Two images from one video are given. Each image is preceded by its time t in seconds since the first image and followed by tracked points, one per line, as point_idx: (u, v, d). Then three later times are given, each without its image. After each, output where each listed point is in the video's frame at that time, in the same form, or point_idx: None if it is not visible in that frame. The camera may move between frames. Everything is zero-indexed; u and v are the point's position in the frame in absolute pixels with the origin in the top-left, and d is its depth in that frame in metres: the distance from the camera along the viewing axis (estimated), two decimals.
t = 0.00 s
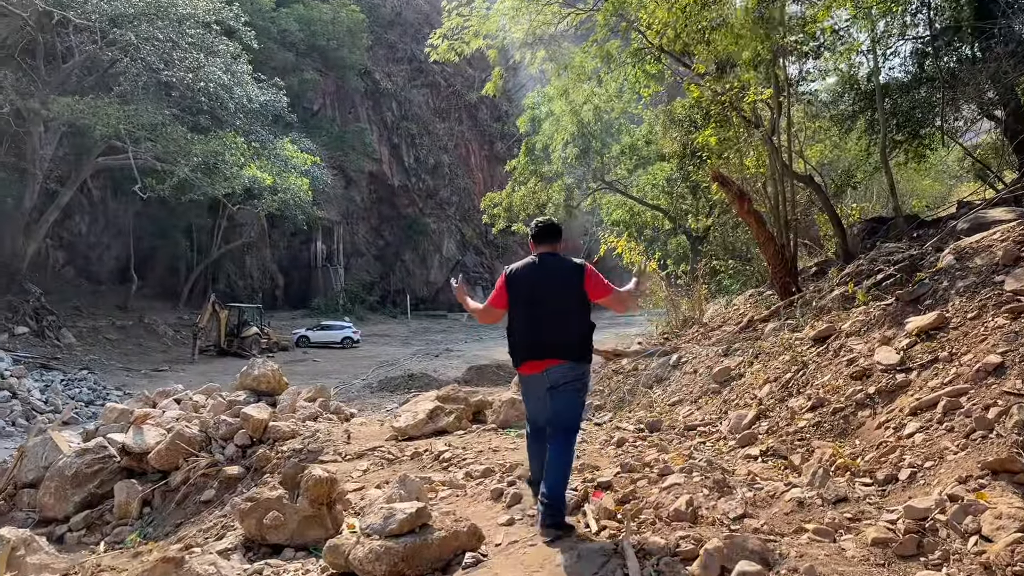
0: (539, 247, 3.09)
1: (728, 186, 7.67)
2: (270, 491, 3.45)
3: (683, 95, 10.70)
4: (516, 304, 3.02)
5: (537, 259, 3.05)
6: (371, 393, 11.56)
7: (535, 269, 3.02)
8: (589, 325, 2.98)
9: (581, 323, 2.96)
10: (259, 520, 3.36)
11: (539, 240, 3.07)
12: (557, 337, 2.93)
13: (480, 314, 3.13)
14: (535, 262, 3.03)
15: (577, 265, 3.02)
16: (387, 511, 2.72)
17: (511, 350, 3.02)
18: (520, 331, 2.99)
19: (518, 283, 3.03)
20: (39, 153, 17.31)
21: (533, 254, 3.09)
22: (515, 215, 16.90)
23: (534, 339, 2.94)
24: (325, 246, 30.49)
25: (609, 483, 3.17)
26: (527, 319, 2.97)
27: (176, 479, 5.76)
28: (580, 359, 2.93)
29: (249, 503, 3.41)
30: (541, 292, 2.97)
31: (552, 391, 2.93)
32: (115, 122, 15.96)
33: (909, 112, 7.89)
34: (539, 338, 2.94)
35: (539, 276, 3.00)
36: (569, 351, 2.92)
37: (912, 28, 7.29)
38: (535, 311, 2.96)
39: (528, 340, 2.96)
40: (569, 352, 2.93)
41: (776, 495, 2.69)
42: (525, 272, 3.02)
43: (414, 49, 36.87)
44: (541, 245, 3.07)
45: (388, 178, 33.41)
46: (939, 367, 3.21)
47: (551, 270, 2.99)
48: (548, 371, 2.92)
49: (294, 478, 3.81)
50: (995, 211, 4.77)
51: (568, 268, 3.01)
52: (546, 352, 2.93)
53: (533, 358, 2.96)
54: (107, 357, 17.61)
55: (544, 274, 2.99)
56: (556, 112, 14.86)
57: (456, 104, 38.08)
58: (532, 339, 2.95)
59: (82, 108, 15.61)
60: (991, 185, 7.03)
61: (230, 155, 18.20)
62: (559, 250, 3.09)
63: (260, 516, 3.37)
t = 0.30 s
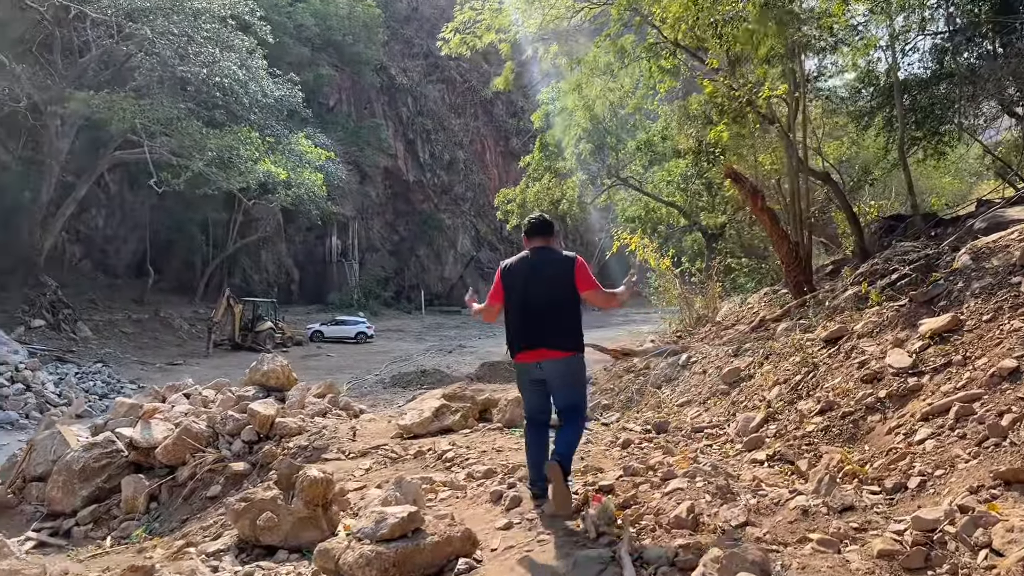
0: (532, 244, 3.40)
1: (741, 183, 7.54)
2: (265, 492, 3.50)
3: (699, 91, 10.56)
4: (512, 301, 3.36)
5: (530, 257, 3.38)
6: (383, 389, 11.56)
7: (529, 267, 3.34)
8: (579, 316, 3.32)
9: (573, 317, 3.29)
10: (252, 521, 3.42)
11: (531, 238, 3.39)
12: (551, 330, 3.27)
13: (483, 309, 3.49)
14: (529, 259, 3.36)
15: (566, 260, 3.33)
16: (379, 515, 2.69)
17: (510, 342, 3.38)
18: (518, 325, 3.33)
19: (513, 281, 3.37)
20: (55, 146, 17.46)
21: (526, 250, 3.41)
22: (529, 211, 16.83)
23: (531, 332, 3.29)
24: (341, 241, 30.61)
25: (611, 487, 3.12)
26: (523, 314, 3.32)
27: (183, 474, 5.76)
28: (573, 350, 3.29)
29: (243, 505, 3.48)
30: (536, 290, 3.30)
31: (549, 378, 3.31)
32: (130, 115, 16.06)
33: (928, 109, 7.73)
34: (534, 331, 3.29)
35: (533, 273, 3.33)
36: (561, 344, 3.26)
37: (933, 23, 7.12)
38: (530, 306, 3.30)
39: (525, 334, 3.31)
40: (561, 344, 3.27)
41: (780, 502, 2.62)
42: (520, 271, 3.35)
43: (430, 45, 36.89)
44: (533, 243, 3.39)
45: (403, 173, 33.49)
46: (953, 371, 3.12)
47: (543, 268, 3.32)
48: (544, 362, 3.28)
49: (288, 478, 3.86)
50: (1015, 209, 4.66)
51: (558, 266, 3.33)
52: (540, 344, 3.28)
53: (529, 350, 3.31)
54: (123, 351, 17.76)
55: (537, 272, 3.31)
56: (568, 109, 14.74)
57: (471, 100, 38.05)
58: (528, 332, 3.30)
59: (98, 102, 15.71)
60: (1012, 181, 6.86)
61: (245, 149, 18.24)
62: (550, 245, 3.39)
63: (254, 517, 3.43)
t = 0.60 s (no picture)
0: (546, 237, 3.34)
1: (768, 178, 7.38)
2: (266, 489, 3.54)
3: (729, 87, 10.40)
4: (523, 292, 3.30)
5: (543, 250, 3.31)
6: (409, 383, 11.60)
7: (542, 260, 3.28)
8: (589, 311, 3.26)
9: (583, 311, 3.24)
10: (252, 516, 3.44)
11: (544, 231, 3.31)
12: (561, 324, 3.21)
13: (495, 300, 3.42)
14: (542, 252, 3.29)
15: (580, 254, 3.27)
16: (374, 515, 2.67)
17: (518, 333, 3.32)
18: (527, 316, 3.27)
19: (525, 273, 3.30)
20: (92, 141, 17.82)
21: (539, 243, 3.35)
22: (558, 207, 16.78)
23: (540, 324, 3.23)
24: (372, 236, 30.85)
25: (619, 489, 3.05)
26: (533, 306, 3.26)
27: (204, 466, 5.84)
28: (583, 343, 3.23)
29: (243, 500, 3.51)
30: (547, 282, 3.24)
31: (557, 372, 3.25)
32: (165, 110, 16.32)
33: (967, 104, 7.48)
34: (544, 324, 3.23)
35: (545, 267, 3.27)
36: (570, 338, 3.20)
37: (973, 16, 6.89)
38: (541, 297, 3.24)
39: (534, 326, 3.25)
40: (570, 338, 3.21)
41: (790, 509, 2.55)
42: (532, 262, 3.29)
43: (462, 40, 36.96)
44: (546, 236, 3.32)
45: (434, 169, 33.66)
46: (977, 376, 3.01)
47: (555, 261, 3.25)
48: (553, 355, 3.22)
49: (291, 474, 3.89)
50: None
51: (570, 260, 3.26)
52: (550, 336, 3.22)
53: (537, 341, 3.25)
54: (156, 343, 18.12)
55: (549, 265, 3.25)
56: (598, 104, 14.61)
57: (503, 96, 38.02)
58: (537, 324, 3.24)
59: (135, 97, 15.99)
60: None
61: (276, 145, 18.41)
62: (564, 239, 3.33)
63: (254, 513, 3.46)
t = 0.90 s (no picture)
0: (586, 249, 3.27)
1: (813, 178, 7.15)
2: (288, 493, 3.58)
3: (777, 84, 10.14)
4: (561, 302, 3.25)
5: (584, 262, 3.26)
6: (451, 381, 11.63)
7: (583, 271, 3.23)
8: (625, 327, 3.23)
9: (620, 326, 3.21)
10: (273, 521, 3.50)
11: (585, 242, 3.26)
12: (598, 337, 3.17)
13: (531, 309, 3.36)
14: (583, 264, 3.24)
15: (619, 270, 3.22)
16: (388, 524, 2.64)
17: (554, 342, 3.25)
18: (565, 326, 3.21)
19: (564, 284, 3.25)
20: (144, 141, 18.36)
21: (579, 254, 3.29)
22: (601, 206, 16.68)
23: (578, 335, 3.18)
24: (416, 235, 31.13)
25: (645, 500, 2.98)
26: (571, 318, 3.21)
27: (241, 463, 5.95)
28: (618, 360, 3.19)
29: (265, 504, 3.57)
30: (587, 295, 3.19)
31: (591, 384, 3.21)
32: (214, 110, 16.73)
33: None
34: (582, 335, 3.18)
35: (586, 278, 3.22)
36: (609, 350, 3.16)
37: None
38: (579, 310, 3.20)
39: (571, 338, 3.20)
40: (608, 349, 3.17)
41: (821, 528, 2.47)
42: (572, 274, 3.24)
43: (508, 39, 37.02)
44: (587, 248, 3.26)
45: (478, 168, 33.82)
46: None
47: (596, 273, 3.21)
48: (588, 369, 3.18)
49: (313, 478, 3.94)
50: None
51: (611, 272, 3.22)
52: (587, 349, 3.18)
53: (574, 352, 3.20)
54: (206, 338, 18.62)
55: (589, 277, 3.20)
56: (642, 102, 14.39)
57: (548, 94, 37.92)
58: (576, 335, 3.19)
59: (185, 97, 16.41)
60: None
61: (322, 144, 18.68)
62: (603, 253, 3.27)
63: (275, 517, 3.51)
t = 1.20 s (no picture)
0: (626, 247, 3.36)
1: (860, 176, 6.86)
2: (310, 496, 3.57)
3: (825, 81, 9.87)
4: (602, 297, 3.31)
5: (624, 258, 3.34)
6: (491, 382, 11.59)
7: (624, 267, 3.30)
8: (665, 323, 3.30)
9: (660, 321, 3.27)
10: (294, 524, 3.47)
11: (626, 239, 3.35)
12: (639, 331, 3.23)
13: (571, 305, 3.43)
14: (624, 260, 3.32)
15: (658, 267, 3.31)
16: (406, 531, 2.63)
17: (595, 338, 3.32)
18: (606, 321, 3.29)
19: (606, 280, 3.33)
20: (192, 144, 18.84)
21: (619, 251, 3.37)
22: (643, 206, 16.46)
23: (620, 329, 3.25)
24: (458, 235, 31.29)
25: (677, 508, 2.88)
26: (613, 313, 3.27)
27: (278, 463, 6.08)
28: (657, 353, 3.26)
29: (286, 508, 3.54)
30: (628, 290, 3.27)
31: (631, 378, 3.27)
32: (260, 112, 17.07)
33: None
34: (622, 330, 3.25)
35: (627, 274, 3.30)
36: (649, 345, 3.22)
37: None
38: (620, 304, 3.27)
39: (612, 333, 3.27)
40: (648, 345, 3.23)
41: (860, 544, 2.35)
42: (613, 270, 3.32)
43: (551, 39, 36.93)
44: (628, 245, 3.35)
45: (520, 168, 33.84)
46: None
47: (637, 270, 3.29)
48: (630, 363, 3.24)
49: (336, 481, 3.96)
50: None
51: (651, 269, 3.30)
52: (628, 343, 3.24)
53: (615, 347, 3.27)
54: (251, 337, 19.01)
55: (630, 273, 3.28)
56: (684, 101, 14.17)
57: (592, 93, 37.68)
58: (617, 330, 3.26)
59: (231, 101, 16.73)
60: None
61: (365, 145, 18.85)
62: (643, 251, 3.36)
63: (296, 521, 3.49)
